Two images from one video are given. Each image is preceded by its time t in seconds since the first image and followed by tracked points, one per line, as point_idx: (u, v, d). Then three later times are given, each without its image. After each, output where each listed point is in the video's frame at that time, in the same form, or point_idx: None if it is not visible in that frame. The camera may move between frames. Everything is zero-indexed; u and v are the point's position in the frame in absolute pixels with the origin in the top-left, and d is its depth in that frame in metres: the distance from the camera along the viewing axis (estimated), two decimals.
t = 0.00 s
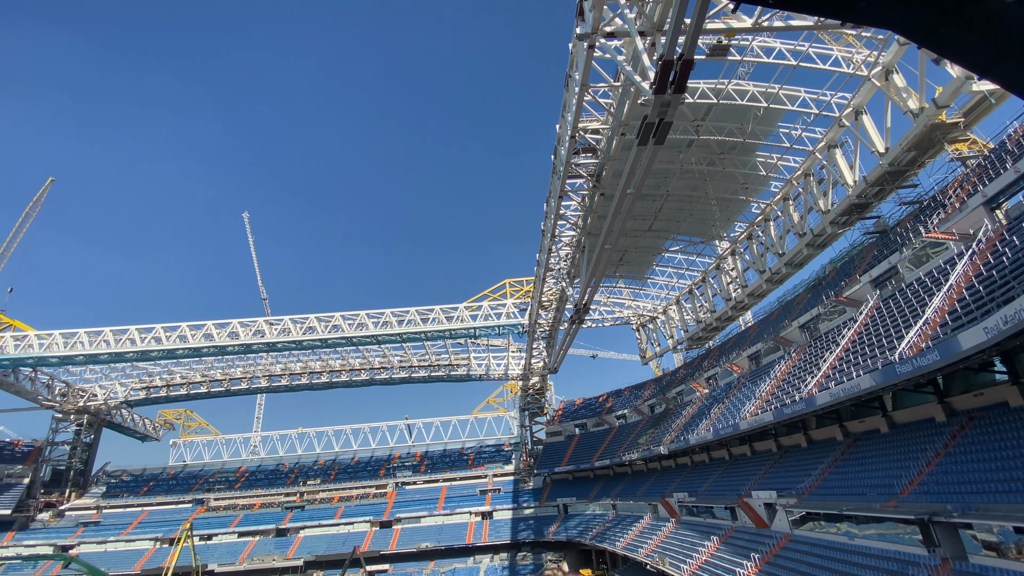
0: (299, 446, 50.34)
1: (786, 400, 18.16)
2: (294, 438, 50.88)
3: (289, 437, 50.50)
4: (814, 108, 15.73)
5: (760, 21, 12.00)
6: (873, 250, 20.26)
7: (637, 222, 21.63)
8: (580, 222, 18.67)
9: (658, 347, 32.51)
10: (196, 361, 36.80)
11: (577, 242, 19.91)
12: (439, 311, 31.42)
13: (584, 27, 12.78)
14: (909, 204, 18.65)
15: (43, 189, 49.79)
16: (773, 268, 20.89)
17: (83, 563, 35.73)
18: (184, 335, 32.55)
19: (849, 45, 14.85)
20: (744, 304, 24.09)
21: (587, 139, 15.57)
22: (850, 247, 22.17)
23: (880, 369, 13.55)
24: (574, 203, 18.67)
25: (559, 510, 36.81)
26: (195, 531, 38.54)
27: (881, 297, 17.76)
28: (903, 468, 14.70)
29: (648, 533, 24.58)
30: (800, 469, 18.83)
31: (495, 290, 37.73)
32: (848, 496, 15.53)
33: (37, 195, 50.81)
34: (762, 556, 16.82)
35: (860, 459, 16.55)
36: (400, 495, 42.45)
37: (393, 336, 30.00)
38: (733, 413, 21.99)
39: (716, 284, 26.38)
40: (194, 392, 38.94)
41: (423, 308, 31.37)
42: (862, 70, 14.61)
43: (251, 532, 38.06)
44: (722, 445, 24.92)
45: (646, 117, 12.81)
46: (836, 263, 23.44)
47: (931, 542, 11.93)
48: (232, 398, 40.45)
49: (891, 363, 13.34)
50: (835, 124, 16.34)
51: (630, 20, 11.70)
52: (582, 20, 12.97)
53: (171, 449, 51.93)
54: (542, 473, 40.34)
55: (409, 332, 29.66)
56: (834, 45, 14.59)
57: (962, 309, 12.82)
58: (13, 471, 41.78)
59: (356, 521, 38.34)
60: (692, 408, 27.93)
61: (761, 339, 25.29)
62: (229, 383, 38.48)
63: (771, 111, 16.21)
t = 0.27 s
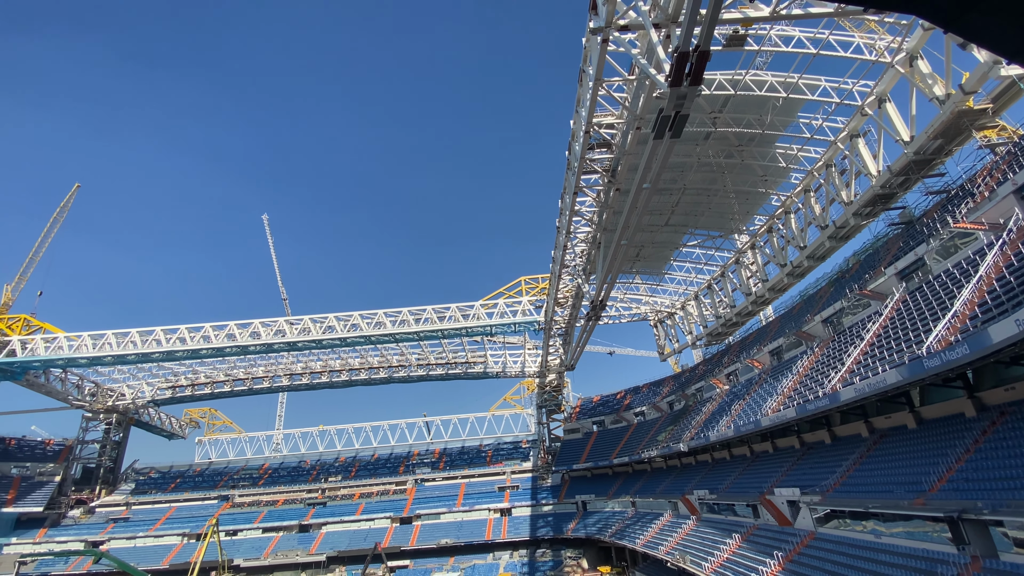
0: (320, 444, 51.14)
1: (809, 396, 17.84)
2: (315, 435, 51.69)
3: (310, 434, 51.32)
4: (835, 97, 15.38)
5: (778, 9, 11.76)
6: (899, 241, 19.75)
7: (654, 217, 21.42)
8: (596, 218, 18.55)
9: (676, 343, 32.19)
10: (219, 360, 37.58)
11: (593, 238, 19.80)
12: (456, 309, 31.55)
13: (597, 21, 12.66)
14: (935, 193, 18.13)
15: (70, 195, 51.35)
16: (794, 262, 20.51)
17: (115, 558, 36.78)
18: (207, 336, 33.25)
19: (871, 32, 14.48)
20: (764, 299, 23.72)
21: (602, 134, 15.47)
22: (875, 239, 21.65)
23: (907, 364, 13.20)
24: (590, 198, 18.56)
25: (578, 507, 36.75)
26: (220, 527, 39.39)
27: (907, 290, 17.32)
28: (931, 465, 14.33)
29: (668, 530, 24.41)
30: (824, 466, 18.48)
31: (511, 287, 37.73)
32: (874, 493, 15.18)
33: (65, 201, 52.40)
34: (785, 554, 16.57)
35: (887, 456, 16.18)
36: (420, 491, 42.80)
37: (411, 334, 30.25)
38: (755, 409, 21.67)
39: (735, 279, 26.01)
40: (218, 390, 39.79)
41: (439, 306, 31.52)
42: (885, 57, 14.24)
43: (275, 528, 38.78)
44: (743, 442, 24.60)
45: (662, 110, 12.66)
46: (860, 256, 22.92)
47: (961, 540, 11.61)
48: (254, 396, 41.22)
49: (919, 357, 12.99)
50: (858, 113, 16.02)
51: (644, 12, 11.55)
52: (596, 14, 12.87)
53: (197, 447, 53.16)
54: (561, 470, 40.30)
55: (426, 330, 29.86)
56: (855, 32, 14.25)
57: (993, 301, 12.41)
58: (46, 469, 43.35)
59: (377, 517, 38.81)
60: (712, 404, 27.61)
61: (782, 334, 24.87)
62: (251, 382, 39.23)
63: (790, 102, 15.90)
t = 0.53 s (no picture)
0: (343, 440, 52.01)
1: (835, 391, 17.45)
2: (337, 432, 52.58)
3: (333, 431, 52.22)
4: (859, 83, 14.96)
5: None
6: (928, 230, 19.15)
7: (673, 210, 21.14)
8: (613, 213, 18.37)
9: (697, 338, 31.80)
10: (244, 360, 38.43)
11: (610, 233, 19.63)
12: (473, 306, 31.66)
13: (612, 13, 12.51)
14: (965, 180, 17.53)
15: (99, 201, 53.09)
16: (818, 254, 20.05)
17: (148, 552, 37.95)
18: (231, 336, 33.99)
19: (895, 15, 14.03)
20: (787, 292, 23.27)
21: (618, 128, 15.32)
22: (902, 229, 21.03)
23: (938, 357, 12.81)
24: (606, 193, 18.39)
25: (598, 504, 36.65)
26: (248, 523, 40.30)
27: (936, 280, 16.78)
28: (964, 460, 13.89)
29: (690, 527, 24.17)
30: (851, 462, 18.07)
31: (528, 284, 37.70)
32: (904, 490, 14.76)
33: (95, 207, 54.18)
34: (812, 551, 16.26)
35: (917, 451, 15.74)
36: (441, 487, 43.15)
37: (429, 332, 30.48)
38: (779, 404, 21.29)
39: (757, 272, 25.56)
40: (243, 389, 40.69)
41: (457, 304, 31.66)
42: (910, 40, 13.79)
43: (300, 524, 39.54)
44: (767, 438, 24.20)
45: (679, 101, 12.46)
46: (887, 246, 22.30)
47: (994, 537, 11.26)
48: (278, 395, 42.07)
49: (950, 350, 12.59)
50: (883, 99, 15.59)
51: (659, 2, 11.37)
52: (610, 6, 12.72)
53: (224, 444, 54.53)
54: (581, 467, 40.22)
55: (444, 328, 30.05)
56: (879, 16, 13.82)
57: None
58: (79, 467, 44.95)
59: (399, 513, 39.30)
60: (735, 400, 27.22)
61: (806, 328, 24.37)
62: (275, 381, 40.04)
63: (812, 89, 15.52)
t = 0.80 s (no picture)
0: (366, 437, 52.82)
1: (864, 384, 17.03)
2: (361, 429, 53.42)
3: (356, 429, 53.07)
4: (885, 67, 14.51)
5: None
6: (960, 217, 18.50)
7: (693, 202, 20.84)
8: (631, 207, 18.20)
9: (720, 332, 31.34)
10: (269, 359, 39.29)
11: (629, 228, 19.47)
12: (492, 304, 31.71)
13: (627, 4, 12.36)
14: (1000, 163, 16.86)
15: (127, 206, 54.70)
16: (845, 244, 19.56)
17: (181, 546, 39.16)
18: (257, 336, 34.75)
19: None
20: (813, 283, 22.77)
21: (636, 120, 15.16)
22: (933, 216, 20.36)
23: (972, 347, 12.38)
24: (624, 187, 18.22)
25: (621, 499, 36.51)
26: (276, 518, 41.25)
27: (970, 269, 16.22)
28: (1001, 454, 13.42)
29: (715, 523, 23.89)
30: (882, 457, 17.61)
31: (546, 280, 37.62)
32: (937, 485, 14.32)
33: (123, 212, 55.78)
34: (842, 547, 15.92)
35: (951, 445, 15.25)
36: (463, 483, 43.47)
37: (449, 330, 30.70)
38: (805, 398, 20.87)
39: (781, 264, 25.07)
40: (269, 388, 41.62)
41: (476, 301, 31.76)
42: (939, 20, 13.31)
43: (326, 519, 40.32)
44: (793, 432, 23.75)
45: (697, 91, 12.26)
46: (917, 234, 21.62)
47: None
48: (303, 393, 42.92)
49: (985, 340, 12.16)
50: (911, 83, 15.09)
51: None
52: None
53: (252, 442, 55.88)
54: (602, 463, 40.07)
55: (463, 325, 30.23)
56: None
57: None
58: (115, 464, 46.63)
59: (422, 509, 39.74)
60: (759, 394, 26.77)
61: (833, 320, 23.81)
62: (299, 379, 40.84)
63: (836, 74, 15.11)
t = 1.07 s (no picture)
0: (390, 433, 53.57)
1: (895, 376, 16.56)
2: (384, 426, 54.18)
3: (380, 425, 53.86)
4: (913, 48, 14.01)
5: None
6: (996, 202, 17.78)
7: (714, 193, 20.50)
8: (651, 199, 17.99)
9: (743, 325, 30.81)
10: (294, 358, 40.13)
11: (649, 220, 19.27)
12: (511, 300, 31.72)
13: None
14: None
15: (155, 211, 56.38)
16: (873, 232, 19.01)
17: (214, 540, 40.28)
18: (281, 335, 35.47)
19: None
20: (840, 273, 22.21)
21: (653, 111, 14.96)
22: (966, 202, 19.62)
23: (1009, 337, 11.92)
24: (643, 179, 18.02)
25: (645, 495, 36.28)
26: (304, 512, 42.13)
27: (1006, 255, 15.59)
28: None
29: (741, 518, 23.56)
30: (915, 451, 17.11)
31: (565, 275, 37.49)
32: (974, 479, 13.84)
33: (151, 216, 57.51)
34: (873, 544, 15.55)
35: (988, 438, 14.73)
36: (485, 478, 43.72)
37: (469, 326, 30.89)
38: (833, 391, 20.39)
39: (806, 254, 24.50)
40: (294, 386, 42.51)
41: (495, 297, 31.82)
42: None
43: (353, 513, 41.06)
44: (821, 426, 23.25)
45: (717, 80, 12.02)
46: (950, 220, 20.87)
47: None
48: (327, 390, 43.70)
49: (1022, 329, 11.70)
50: (940, 64, 14.55)
51: None
52: None
53: (279, 438, 57.18)
54: (625, 458, 39.85)
55: (483, 321, 30.35)
56: None
57: None
58: (150, 461, 48.26)
59: (446, 504, 40.15)
60: (786, 387, 26.26)
61: (862, 311, 23.18)
62: (323, 377, 41.60)
63: (861, 57, 14.65)
